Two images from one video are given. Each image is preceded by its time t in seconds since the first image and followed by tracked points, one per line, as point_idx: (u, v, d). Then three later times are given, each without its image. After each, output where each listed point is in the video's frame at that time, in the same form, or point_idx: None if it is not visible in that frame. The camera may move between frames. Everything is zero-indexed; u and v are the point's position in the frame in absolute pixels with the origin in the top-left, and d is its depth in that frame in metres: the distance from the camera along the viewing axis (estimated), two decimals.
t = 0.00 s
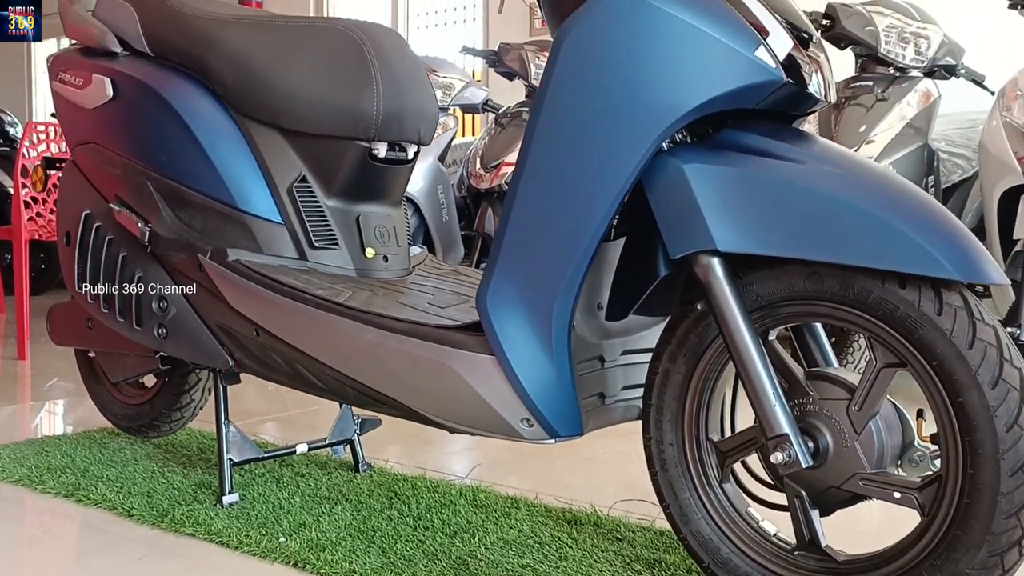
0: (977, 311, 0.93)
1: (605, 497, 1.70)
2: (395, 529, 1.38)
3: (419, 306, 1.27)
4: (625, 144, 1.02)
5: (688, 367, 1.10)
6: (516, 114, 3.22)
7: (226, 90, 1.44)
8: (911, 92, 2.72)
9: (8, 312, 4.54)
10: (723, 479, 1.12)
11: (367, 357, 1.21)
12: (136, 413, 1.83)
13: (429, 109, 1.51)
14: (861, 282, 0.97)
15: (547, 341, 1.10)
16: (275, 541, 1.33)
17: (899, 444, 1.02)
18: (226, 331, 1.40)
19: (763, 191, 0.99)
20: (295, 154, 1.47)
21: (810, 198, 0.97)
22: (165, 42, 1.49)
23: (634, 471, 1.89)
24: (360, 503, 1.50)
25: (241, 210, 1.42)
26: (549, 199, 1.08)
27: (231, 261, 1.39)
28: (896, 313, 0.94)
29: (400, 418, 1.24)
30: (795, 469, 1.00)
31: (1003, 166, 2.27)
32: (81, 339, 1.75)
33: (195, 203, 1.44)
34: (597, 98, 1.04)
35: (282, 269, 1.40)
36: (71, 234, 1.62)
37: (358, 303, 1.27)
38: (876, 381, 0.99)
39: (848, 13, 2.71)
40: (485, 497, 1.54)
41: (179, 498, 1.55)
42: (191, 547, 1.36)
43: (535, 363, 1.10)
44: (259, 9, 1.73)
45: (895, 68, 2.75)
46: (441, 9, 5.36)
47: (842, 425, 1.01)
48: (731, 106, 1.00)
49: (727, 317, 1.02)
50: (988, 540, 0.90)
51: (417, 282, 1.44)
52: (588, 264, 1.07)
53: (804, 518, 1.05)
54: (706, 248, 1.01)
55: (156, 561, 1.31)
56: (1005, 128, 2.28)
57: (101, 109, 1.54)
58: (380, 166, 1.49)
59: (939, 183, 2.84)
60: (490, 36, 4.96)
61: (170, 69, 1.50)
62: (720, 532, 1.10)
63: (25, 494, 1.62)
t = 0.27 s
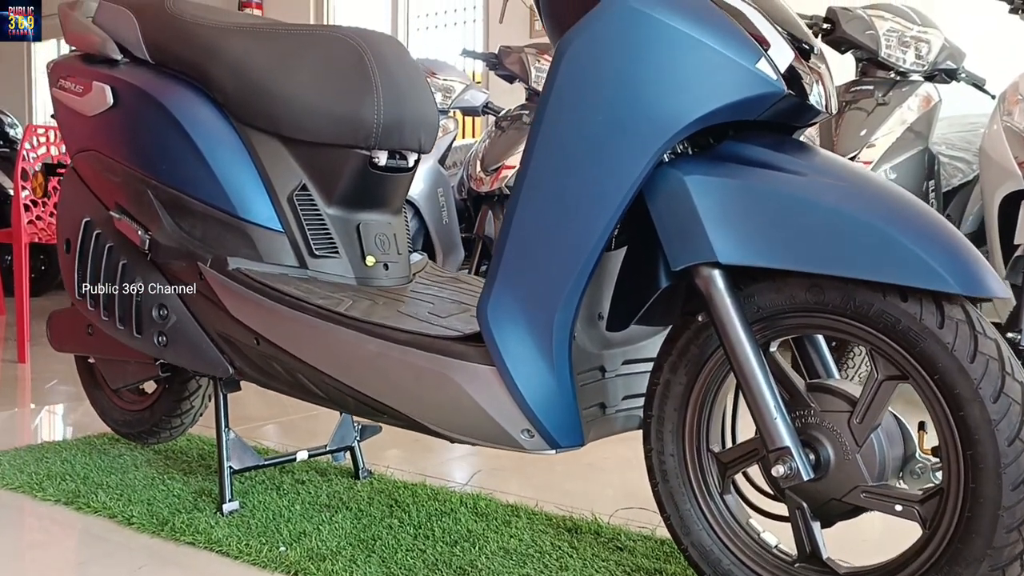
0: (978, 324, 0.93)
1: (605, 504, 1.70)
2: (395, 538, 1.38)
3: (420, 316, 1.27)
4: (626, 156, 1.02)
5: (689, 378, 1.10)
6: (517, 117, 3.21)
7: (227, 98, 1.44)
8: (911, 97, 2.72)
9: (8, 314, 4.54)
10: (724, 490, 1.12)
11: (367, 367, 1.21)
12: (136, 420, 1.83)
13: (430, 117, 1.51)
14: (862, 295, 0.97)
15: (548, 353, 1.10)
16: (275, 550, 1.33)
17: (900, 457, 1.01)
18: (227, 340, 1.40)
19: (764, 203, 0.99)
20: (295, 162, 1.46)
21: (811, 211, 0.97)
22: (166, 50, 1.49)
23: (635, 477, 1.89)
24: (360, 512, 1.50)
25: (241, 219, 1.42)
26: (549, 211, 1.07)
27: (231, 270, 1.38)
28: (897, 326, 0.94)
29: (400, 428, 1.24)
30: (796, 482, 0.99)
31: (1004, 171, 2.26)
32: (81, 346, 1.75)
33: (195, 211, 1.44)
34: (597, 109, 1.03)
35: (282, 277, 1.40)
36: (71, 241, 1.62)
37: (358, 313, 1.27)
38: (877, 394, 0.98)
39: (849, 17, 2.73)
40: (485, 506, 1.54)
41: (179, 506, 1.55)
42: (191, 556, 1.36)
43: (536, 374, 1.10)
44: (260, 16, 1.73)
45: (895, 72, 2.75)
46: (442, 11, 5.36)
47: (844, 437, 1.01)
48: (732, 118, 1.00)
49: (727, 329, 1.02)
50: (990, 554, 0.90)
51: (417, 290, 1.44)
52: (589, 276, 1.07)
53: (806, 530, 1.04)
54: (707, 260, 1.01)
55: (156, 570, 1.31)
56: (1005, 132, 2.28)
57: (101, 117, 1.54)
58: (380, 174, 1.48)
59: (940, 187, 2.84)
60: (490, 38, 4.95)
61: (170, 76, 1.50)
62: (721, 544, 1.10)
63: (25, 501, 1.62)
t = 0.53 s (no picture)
0: (979, 331, 0.93)
1: (604, 505, 1.70)
2: (395, 540, 1.38)
3: (419, 319, 1.27)
4: (626, 161, 1.01)
5: (688, 383, 1.10)
6: (517, 115, 3.21)
7: (226, 99, 1.44)
8: (912, 96, 2.71)
9: (7, 310, 4.54)
10: (724, 495, 1.12)
11: (366, 371, 1.21)
12: (135, 420, 1.83)
13: (430, 119, 1.51)
14: (862, 301, 0.96)
15: (547, 358, 1.09)
16: (274, 553, 1.33)
17: (900, 462, 1.01)
18: (226, 342, 1.39)
19: (765, 209, 0.99)
20: (294, 164, 1.46)
21: (812, 217, 0.96)
22: (165, 50, 1.48)
23: (634, 478, 1.89)
24: (359, 513, 1.50)
25: (241, 221, 1.42)
26: (549, 216, 1.07)
27: (230, 272, 1.38)
28: (897, 333, 0.94)
29: (399, 431, 1.24)
30: (796, 488, 0.99)
31: (1005, 171, 2.26)
32: (79, 346, 1.75)
33: (194, 212, 1.44)
34: (597, 114, 1.03)
35: (281, 279, 1.40)
36: (70, 241, 1.61)
37: (357, 315, 1.27)
38: (877, 400, 0.98)
39: (849, 15, 2.72)
40: (484, 507, 1.54)
41: (179, 507, 1.55)
42: (190, 558, 1.36)
43: (535, 379, 1.09)
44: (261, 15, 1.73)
45: (896, 71, 2.75)
46: (442, 8, 5.35)
47: (843, 443, 1.01)
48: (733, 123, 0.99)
49: (728, 335, 1.01)
50: (989, 561, 0.90)
51: (417, 292, 1.44)
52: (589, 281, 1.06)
53: (805, 535, 1.04)
54: (708, 265, 1.01)
55: (155, 572, 1.31)
56: (1007, 132, 2.27)
57: (100, 117, 1.54)
58: (379, 176, 1.48)
59: (941, 186, 2.83)
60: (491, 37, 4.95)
61: (169, 77, 1.49)
62: (721, 549, 1.10)
63: (24, 502, 1.62)
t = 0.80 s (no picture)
0: (980, 342, 0.92)
1: (604, 506, 1.70)
2: (394, 544, 1.38)
3: (419, 323, 1.26)
4: (627, 169, 1.00)
5: (688, 391, 1.09)
6: (517, 111, 3.20)
7: (225, 100, 1.43)
8: (914, 94, 2.70)
9: (7, 306, 4.53)
10: (724, 503, 1.12)
11: (366, 376, 1.20)
12: (135, 420, 1.83)
13: (430, 120, 1.50)
14: (863, 311, 0.96)
15: (547, 365, 1.09)
16: (274, 557, 1.33)
17: (900, 472, 1.01)
18: (225, 345, 1.39)
19: (766, 218, 0.98)
20: (294, 166, 1.45)
21: (813, 227, 0.96)
22: (165, 51, 1.48)
23: (634, 479, 1.89)
24: (358, 516, 1.50)
25: (240, 223, 1.42)
26: (549, 222, 1.06)
27: (229, 275, 1.38)
28: (898, 343, 0.94)
29: (399, 436, 1.23)
30: (796, 498, 0.99)
31: (1006, 171, 2.25)
32: (78, 346, 1.75)
33: (194, 214, 1.44)
34: (598, 121, 1.02)
35: (281, 283, 1.39)
36: (69, 242, 1.61)
37: (357, 320, 1.27)
38: (878, 410, 0.98)
39: (851, 14, 2.72)
40: (484, 510, 1.54)
41: (178, 509, 1.55)
42: (189, 561, 1.36)
43: (535, 386, 1.09)
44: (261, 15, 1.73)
45: (898, 70, 2.74)
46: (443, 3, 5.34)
47: (843, 453, 1.00)
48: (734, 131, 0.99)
49: (728, 344, 1.01)
50: (989, 572, 0.90)
51: (417, 296, 1.44)
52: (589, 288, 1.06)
53: (805, 544, 1.04)
54: (708, 274, 1.01)
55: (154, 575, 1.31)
56: (1009, 132, 2.27)
57: (99, 118, 1.53)
58: (379, 178, 1.47)
59: (943, 185, 2.83)
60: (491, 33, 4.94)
61: (169, 78, 1.49)
62: (720, 556, 1.10)
63: (23, 503, 1.62)
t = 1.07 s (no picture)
0: (984, 359, 0.92)
1: (604, 513, 1.69)
2: (395, 554, 1.38)
3: (421, 335, 1.26)
4: (630, 183, 1.00)
5: (690, 404, 1.09)
6: (518, 115, 3.17)
7: (226, 109, 1.43)
8: (915, 100, 2.70)
9: (7, 307, 4.53)
10: (725, 516, 1.12)
11: (367, 388, 1.20)
12: (135, 427, 1.83)
13: (432, 130, 1.50)
14: (866, 327, 0.96)
15: (549, 379, 1.08)
16: (274, 567, 1.33)
17: (902, 487, 1.01)
18: (226, 354, 1.39)
19: (769, 233, 0.98)
20: (295, 175, 1.45)
21: (815, 243, 0.96)
22: (165, 60, 1.48)
23: (635, 486, 1.89)
24: (359, 526, 1.50)
25: (241, 233, 1.41)
26: (552, 237, 1.06)
27: (230, 285, 1.38)
28: (901, 360, 0.94)
29: (400, 447, 1.23)
30: (798, 514, 0.99)
31: (1007, 177, 2.24)
32: (79, 353, 1.75)
33: (195, 224, 1.43)
34: (600, 135, 1.02)
35: (282, 293, 1.39)
36: (70, 250, 1.61)
37: (358, 331, 1.26)
38: (880, 426, 0.98)
39: (852, 18, 2.72)
40: (485, 519, 1.54)
41: (178, 518, 1.54)
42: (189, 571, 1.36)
43: (537, 400, 1.09)
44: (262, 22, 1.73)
45: (899, 75, 2.73)
46: (443, 4, 5.32)
47: (846, 468, 1.00)
48: (736, 146, 0.99)
49: (730, 359, 1.01)
50: None
51: (418, 306, 1.43)
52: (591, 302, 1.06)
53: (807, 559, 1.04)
54: (711, 289, 1.00)
55: None
56: (1010, 138, 2.26)
57: (99, 126, 1.53)
58: (381, 188, 1.47)
59: (944, 190, 2.82)
60: (491, 34, 4.93)
61: (170, 86, 1.49)
62: (722, 570, 1.10)
63: (23, 511, 1.62)
